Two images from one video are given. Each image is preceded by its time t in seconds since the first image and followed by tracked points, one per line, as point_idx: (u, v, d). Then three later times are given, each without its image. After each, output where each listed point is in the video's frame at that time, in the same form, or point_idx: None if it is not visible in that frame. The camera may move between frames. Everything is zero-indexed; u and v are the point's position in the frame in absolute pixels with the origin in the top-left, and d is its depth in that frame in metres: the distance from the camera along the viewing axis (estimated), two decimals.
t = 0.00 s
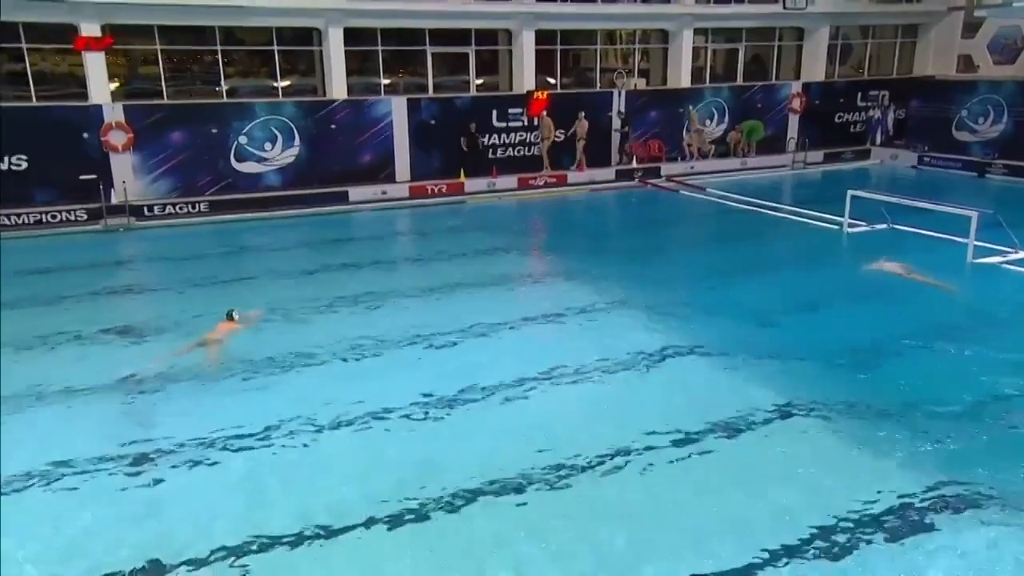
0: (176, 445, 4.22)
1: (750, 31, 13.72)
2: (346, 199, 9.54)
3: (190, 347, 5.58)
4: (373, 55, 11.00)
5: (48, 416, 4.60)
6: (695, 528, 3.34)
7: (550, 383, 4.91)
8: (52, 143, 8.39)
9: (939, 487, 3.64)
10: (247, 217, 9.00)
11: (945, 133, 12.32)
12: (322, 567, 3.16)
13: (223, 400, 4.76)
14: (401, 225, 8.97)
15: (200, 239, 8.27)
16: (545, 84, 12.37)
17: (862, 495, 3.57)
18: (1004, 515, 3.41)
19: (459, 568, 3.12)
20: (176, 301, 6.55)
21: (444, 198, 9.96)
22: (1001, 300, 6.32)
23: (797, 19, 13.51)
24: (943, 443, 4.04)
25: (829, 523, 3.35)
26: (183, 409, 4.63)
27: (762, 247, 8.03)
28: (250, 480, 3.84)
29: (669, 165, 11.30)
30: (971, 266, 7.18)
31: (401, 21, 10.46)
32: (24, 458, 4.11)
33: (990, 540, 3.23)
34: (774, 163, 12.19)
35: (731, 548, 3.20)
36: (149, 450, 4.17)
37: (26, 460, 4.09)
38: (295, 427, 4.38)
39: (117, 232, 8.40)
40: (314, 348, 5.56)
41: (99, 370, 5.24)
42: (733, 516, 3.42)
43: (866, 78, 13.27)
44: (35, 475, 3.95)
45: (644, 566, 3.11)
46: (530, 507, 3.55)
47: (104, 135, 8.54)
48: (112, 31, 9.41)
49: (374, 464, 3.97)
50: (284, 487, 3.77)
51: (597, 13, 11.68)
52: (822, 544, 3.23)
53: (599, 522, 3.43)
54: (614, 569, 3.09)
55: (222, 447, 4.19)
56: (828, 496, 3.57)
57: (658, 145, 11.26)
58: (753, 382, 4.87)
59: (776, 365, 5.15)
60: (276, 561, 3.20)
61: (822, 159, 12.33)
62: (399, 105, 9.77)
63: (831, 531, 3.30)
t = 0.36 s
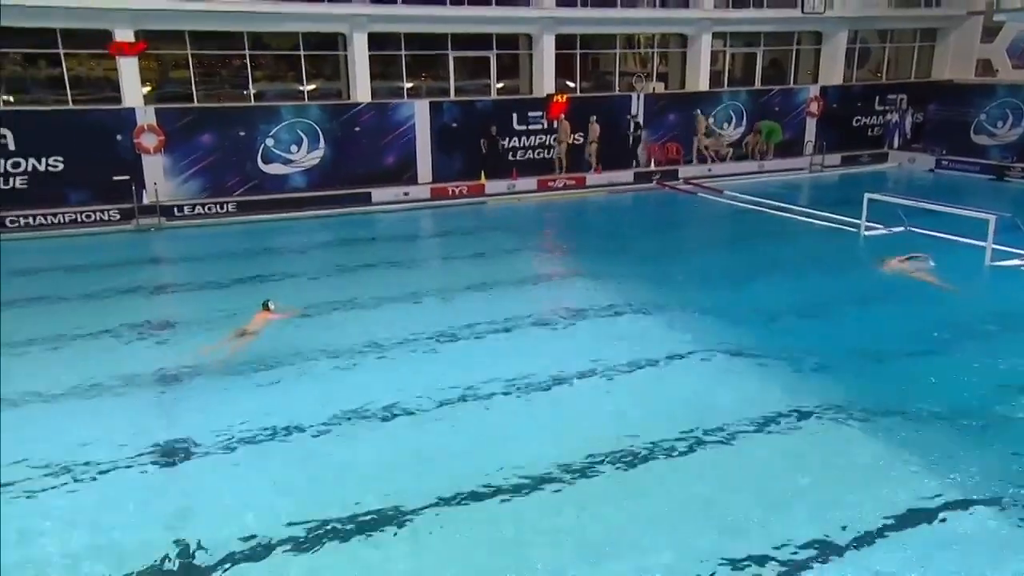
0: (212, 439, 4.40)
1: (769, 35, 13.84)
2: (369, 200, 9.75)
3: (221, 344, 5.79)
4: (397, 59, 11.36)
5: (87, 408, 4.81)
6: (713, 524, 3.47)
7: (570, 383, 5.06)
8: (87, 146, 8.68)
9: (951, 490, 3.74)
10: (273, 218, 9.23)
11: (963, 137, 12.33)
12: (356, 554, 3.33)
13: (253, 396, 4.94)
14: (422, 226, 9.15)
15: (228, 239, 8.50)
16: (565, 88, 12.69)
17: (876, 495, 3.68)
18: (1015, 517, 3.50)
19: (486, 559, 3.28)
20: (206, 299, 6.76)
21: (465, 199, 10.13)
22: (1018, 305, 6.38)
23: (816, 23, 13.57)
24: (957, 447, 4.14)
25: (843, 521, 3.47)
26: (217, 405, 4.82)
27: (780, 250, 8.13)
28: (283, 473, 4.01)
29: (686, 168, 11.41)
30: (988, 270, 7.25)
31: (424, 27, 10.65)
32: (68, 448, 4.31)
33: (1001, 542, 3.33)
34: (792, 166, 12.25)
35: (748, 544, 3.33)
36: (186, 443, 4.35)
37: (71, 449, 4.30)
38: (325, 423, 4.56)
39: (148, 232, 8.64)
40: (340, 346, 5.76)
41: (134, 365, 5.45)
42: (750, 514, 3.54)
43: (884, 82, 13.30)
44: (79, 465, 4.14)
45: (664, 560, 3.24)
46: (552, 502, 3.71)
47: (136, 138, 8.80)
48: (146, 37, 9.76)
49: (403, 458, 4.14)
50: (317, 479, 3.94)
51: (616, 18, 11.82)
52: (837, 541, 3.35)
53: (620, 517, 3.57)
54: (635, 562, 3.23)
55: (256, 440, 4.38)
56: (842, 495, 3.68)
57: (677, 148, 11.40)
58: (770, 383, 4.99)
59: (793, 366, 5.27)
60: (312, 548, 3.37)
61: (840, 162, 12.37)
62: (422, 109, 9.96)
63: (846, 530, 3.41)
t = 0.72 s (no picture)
0: (240, 434, 4.52)
1: (790, 37, 13.83)
2: (391, 200, 9.87)
3: (247, 341, 5.93)
4: (418, 61, 11.49)
5: (118, 401, 4.95)
6: (731, 524, 3.52)
7: (591, 382, 5.13)
8: (117, 147, 8.88)
9: (971, 493, 3.76)
10: (297, 217, 9.38)
11: (986, 139, 12.19)
12: (380, 549, 3.43)
13: (278, 393, 5.06)
14: (443, 226, 9.26)
15: (252, 239, 8.64)
16: (585, 90, 12.75)
17: (893, 496, 3.72)
18: None
19: (507, 555, 3.36)
20: (231, 297, 6.90)
21: (485, 200, 10.22)
22: None
23: (837, 25, 13.54)
24: (978, 450, 4.15)
25: (860, 523, 3.51)
26: (244, 401, 4.94)
27: (800, 251, 8.13)
28: (308, 468, 4.12)
29: (705, 169, 11.43)
30: (1012, 273, 7.21)
31: (445, 29, 10.78)
32: (101, 440, 4.46)
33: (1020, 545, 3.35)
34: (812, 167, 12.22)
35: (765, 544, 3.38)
36: (216, 437, 4.48)
37: (105, 441, 4.45)
38: (349, 421, 4.66)
39: (175, 231, 8.83)
40: (361, 344, 5.87)
41: (161, 360, 5.60)
42: (768, 514, 3.60)
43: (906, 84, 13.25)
44: (113, 455, 4.29)
45: (681, 558, 3.31)
46: (573, 500, 3.78)
47: (164, 138, 8.99)
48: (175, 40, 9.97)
49: (427, 455, 4.24)
50: (342, 474, 4.05)
51: (636, 21, 11.88)
52: (855, 542, 3.39)
53: (638, 516, 3.64)
54: (654, 560, 3.30)
55: (284, 435, 4.49)
56: (860, 497, 3.72)
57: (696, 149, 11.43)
58: (790, 383, 5.03)
59: (813, 367, 5.30)
60: (338, 542, 3.47)
61: (861, 164, 12.34)
62: (443, 110, 10.08)
63: (861, 531, 3.46)
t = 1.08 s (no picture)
0: (271, 428, 4.62)
1: (817, 38, 13.78)
2: (417, 201, 10.00)
3: (276, 338, 6.05)
4: (445, 63, 11.62)
5: (153, 394, 5.09)
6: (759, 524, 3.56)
7: (615, 383, 5.19)
8: (152, 146, 9.09)
9: (1000, 500, 3.75)
10: (325, 217, 9.54)
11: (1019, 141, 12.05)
12: (412, 543, 3.51)
13: (308, 389, 5.17)
14: (468, 226, 9.35)
15: (281, 238, 8.80)
16: (609, 91, 12.80)
17: (921, 502, 3.72)
18: None
19: (536, 551, 3.42)
20: (261, 295, 7.04)
21: (510, 201, 10.29)
22: None
23: (864, 26, 13.47)
24: (1008, 457, 4.14)
25: (888, 525, 3.53)
26: (276, 397, 5.06)
27: (826, 254, 8.11)
28: (339, 463, 4.22)
29: (730, 171, 11.42)
30: None
31: (472, 31, 10.90)
32: (139, 432, 4.57)
33: None
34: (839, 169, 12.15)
35: (793, 545, 3.42)
36: (248, 432, 4.59)
37: (142, 434, 4.56)
38: (379, 417, 4.76)
39: (207, 230, 9.01)
40: (387, 342, 5.98)
41: (192, 355, 5.73)
42: (795, 515, 3.63)
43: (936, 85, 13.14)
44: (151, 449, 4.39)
45: (709, 556, 3.35)
46: (601, 498, 3.84)
47: (198, 139, 9.19)
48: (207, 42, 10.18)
49: (456, 451, 4.32)
50: (373, 469, 4.14)
51: (662, 22, 11.90)
52: (881, 545, 3.41)
53: (666, 515, 3.68)
54: (682, 558, 3.34)
55: (316, 430, 4.60)
56: (887, 500, 3.73)
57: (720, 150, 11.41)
58: (817, 386, 5.05)
59: (840, 370, 5.31)
60: (370, 535, 3.57)
61: (888, 166, 12.25)
62: (469, 111, 10.19)
63: (889, 533, 3.48)
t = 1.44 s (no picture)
0: (297, 426, 4.71)
1: (843, 40, 13.76)
2: (442, 201, 10.11)
3: (301, 336, 6.17)
4: (471, 65, 11.76)
5: (182, 391, 5.21)
6: (783, 528, 3.58)
7: (638, 384, 5.22)
8: (184, 147, 9.30)
9: None
10: (352, 216, 9.69)
11: None
12: (438, 541, 3.57)
13: (333, 388, 5.28)
14: (493, 226, 9.44)
15: (309, 237, 8.95)
16: (634, 93, 12.87)
17: (948, 507, 3.73)
18: None
19: (560, 553, 3.46)
20: (287, 294, 7.16)
21: (535, 202, 10.38)
22: None
23: (892, 27, 13.38)
24: None
25: (913, 529, 3.54)
26: (303, 395, 5.17)
27: (851, 256, 8.07)
28: (365, 461, 4.30)
29: (754, 173, 11.40)
30: None
31: (498, 33, 11.00)
32: (172, 427, 4.69)
33: None
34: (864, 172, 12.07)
35: (816, 547, 3.44)
36: (275, 428, 4.69)
37: (174, 429, 4.68)
38: (403, 416, 4.84)
39: (237, 228, 9.19)
40: (410, 341, 6.07)
41: (219, 352, 5.86)
42: (818, 518, 3.65)
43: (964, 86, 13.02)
44: (184, 444, 4.50)
45: (732, 557, 3.38)
46: (623, 500, 3.88)
47: (229, 140, 9.38)
48: (239, 45, 10.40)
49: (479, 451, 4.39)
50: (400, 467, 4.23)
51: (686, 24, 11.92)
52: (908, 550, 3.42)
53: (690, 516, 3.72)
54: (705, 558, 3.38)
55: (343, 429, 4.69)
56: (913, 505, 3.74)
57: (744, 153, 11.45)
58: (843, 388, 5.06)
59: (866, 373, 5.32)
60: (398, 531, 3.64)
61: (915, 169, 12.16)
62: (494, 113, 10.28)
63: (915, 540, 3.48)
